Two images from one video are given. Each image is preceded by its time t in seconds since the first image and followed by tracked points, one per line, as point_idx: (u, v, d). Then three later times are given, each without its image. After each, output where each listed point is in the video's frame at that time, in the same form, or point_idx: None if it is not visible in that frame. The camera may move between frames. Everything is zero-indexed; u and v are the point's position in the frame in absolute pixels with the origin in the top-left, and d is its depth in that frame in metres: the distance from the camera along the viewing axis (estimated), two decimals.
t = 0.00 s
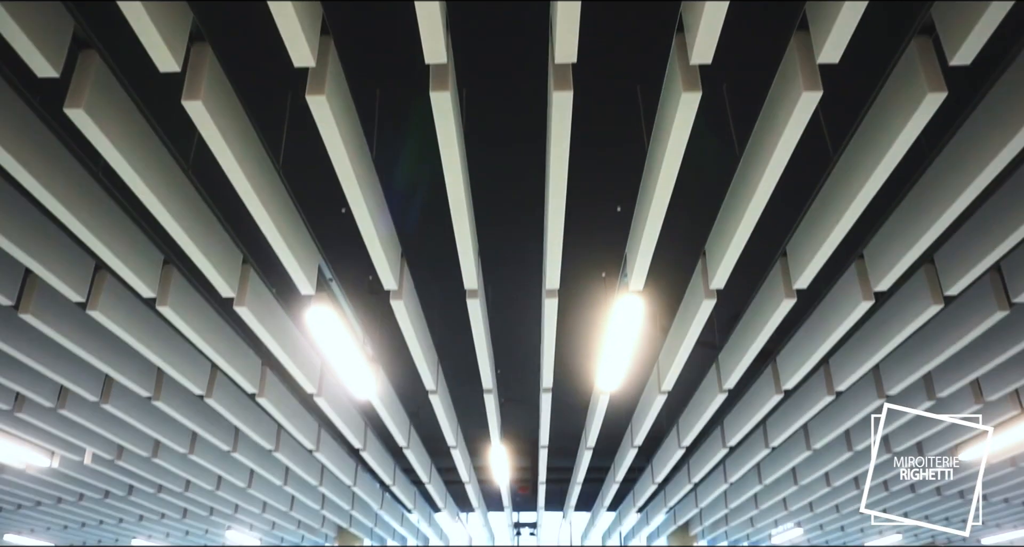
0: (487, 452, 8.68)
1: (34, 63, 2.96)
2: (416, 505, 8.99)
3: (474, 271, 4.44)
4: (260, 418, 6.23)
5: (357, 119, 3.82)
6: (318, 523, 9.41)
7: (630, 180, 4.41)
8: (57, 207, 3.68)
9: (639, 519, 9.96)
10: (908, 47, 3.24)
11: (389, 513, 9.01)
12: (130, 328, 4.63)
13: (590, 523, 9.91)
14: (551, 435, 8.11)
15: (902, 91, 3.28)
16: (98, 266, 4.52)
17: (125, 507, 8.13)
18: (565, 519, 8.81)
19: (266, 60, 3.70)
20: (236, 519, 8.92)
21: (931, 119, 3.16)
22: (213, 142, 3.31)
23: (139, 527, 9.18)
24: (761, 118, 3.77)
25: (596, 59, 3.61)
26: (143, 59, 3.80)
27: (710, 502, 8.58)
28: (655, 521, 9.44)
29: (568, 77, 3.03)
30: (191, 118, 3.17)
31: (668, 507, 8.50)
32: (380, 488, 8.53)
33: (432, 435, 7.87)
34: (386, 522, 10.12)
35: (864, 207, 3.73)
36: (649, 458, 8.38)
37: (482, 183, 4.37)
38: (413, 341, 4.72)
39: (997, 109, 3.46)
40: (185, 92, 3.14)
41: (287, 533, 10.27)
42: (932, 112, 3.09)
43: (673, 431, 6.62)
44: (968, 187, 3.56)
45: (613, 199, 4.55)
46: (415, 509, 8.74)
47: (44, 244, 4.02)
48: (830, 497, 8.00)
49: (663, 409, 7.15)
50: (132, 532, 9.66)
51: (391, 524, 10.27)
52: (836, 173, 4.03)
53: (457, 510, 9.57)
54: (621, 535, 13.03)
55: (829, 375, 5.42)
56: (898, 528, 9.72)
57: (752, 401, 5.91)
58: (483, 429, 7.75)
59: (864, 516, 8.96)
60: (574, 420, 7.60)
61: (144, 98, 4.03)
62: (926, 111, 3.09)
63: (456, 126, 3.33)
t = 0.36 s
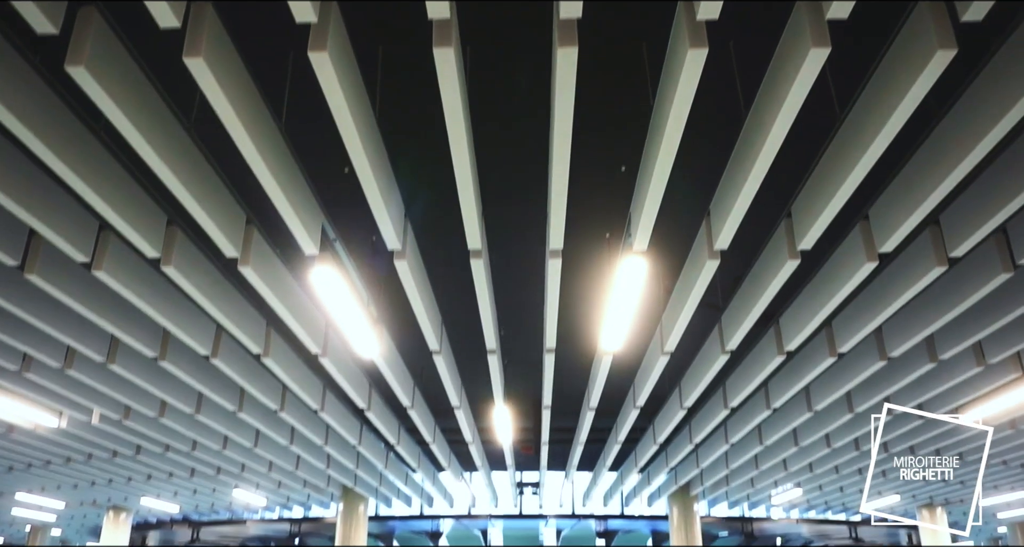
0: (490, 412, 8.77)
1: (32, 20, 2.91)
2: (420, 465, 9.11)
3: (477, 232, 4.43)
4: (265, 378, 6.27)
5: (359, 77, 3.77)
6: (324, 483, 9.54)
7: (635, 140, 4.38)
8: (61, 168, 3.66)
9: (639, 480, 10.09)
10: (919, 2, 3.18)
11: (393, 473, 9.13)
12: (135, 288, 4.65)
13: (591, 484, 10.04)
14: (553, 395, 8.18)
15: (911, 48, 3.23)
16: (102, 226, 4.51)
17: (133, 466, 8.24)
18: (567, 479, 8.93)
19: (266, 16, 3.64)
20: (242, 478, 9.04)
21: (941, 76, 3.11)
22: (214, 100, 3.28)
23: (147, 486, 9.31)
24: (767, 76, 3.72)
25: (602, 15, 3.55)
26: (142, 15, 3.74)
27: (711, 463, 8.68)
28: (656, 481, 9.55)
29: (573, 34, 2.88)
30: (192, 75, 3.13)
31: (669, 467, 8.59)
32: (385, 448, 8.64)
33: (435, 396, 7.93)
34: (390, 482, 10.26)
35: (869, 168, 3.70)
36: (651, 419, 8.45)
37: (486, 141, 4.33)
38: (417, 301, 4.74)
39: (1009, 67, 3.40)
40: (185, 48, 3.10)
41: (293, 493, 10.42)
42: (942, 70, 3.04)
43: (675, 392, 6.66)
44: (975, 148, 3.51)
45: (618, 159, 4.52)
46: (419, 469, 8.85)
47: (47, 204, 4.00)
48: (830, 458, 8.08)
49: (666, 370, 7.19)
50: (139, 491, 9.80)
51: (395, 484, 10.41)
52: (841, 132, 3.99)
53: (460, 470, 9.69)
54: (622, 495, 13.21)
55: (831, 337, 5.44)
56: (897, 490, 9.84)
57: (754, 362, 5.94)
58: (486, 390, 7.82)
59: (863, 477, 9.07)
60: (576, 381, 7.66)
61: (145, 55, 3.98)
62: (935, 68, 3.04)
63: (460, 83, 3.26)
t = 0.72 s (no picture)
0: (494, 375, 8.83)
1: None
2: (425, 427, 9.22)
3: (481, 192, 4.41)
4: (271, 340, 6.31)
5: (361, 35, 3.72)
6: (330, 444, 9.66)
7: (640, 99, 4.32)
8: (64, 128, 3.63)
9: (642, 441, 10.21)
10: None
11: (398, 435, 9.24)
12: (139, 248, 4.65)
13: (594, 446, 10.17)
14: (557, 358, 8.23)
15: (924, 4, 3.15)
16: (106, 186, 4.49)
17: (141, 427, 8.34)
18: (570, 440, 9.04)
19: None
20: (248, 439, 9.16)
21: (953, 33, 3.04)
22: (215, 59, 3.23)
23: (156, 445, 9.45)
24: (776, 34, 3.64)
25: None
26: None
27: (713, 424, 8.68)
28: (658, 443, 9.67)
29: None
30: (191, 33, 3.08)
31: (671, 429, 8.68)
32: (390, 409, 8.72)
33: (439, 357, 7.98)
34: (395, 443, 10.40)
35: (877, 128, 3.65)
36: (654, 382, 8.50)
37: (489, 102, 4.28)
38: (420, 261, 4.75)
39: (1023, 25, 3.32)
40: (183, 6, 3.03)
41: (299, 453, 10.57)
42: (954, 26, 2.97)
43: (678, 355, 6.70)
44: (986, 107, 3.45)
45: (622, 119, 4.48)
46: (424, 430, 8.96)
47: (51, 164, 3.99)
48: (831, 422, 8.15)
49: (669, 331, 7.21)
50: (148, 451, 9.94)
51: (400, 445, 10.55)
52: (850, 91, 3.92)
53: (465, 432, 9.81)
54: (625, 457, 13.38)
55: (836, 300, 5.44)
56: (897, 453, 9.95)
57: (758, 323, 5.96)
58: (490, 352, 7.87)
59: (863, 440, 9.16)
60: (580, 343, 7.70)
61: (144, 12, 3.92)
62: (948, 25, 2.98)
63: (463, 41, 3.20)
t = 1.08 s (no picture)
0: (499, 338, 8.88)
1: None
2: (430, 389, 9.31)
3: (485, 154, 4.38)
4: (276, 302, 6.34)
5: None
6: (335, 406, 9.73)
7: (647, 59, 4.25)
8: (66, 88, 3.59)
9: (645, 404, 10.31)
10: None
11: (403, 397, 9.34)
12: (144, 210, 4.64)
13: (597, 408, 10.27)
14: (561, 320, 8.26)
15: None
16: (109, 147, 4.46)
17: (149, 388, 8.44)
18: (573, 402, 9.13)
19: None
20: (254, 400, 9.26)
21: None
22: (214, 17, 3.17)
23: (163, 407, 9.57)
24: None
25: None
26: None
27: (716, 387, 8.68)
28: (660, 406, 9.76)
29: None
30: None
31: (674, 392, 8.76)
32: (394, 371, 8.80)
33: (443, 319, 8.01)
34: (400, 405, 10.52)
35: (887, 89, 3.58)
36: (657, 344, 8.54)
37: (493, 62, 4.22)
38: (424, 222, 4.74)
39: None
40: None
41: (305, 415, 10.70)
42: None
43: (681, 317, 6.74)
44: (998, 67, 3.38)
45: (629, 80, 4.42)
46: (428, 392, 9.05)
47: (56, 124, 3.96)
48: (833, 386, 8.20)
49: (673, 294, 7.22)
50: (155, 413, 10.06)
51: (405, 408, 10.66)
52: (861, 50, 3.85)
53: (469, 395, 9.90)
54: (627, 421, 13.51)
55: (841, 263, 5.43)
56: (898, 418, 10.03)
57: (762, 287, 5.97)
58: (495, 315, 7.91)
59: (865, 404, 9.22)
60: (584, 307, 7.73)
61: None
62: None
63: None
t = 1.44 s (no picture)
0: (504, 301, 8.90)
1: None
2: (434, 351, 9.41)
3: (490, 115, 4.34)
4: (281, 265, 6.36)
5: None
6: (340, 368, 9.78)
7: (654, 19, 4.17)
8: (68, 48, 3.54)
9: (648, 366, 10.40)
10: None
11: (407, 359, 9.43)
12: (148, 172, 4.63)
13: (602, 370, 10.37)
14: (566, 283, 8.27)
15: None
16: (112, 108, 4.42)
17: (156, 351, 8.51)
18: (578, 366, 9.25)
19: None
20: (260, 362, 9.34)
21: None
22: None
23: (169, 369, 9.66)
24: None
25: None
26: None
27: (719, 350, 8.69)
28: (664, 369, 9.83)
29: None
30: None
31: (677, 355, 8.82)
32: (399, 334, 8.87)
33: (448, 282, 8.01)
34: (405, 368, 10.61)
35: (897, 48, 3.52)
36: (662, 308, 8.56)
37: (495, 21, 4.14)
38: (428, 185, 4.73)
39: None
40: None
41: (311, 377, 10.80)
42: None
43: (686, 281, 6.83)
44: (1010, 27, 3.31)
45: (635, 41, 4.34)
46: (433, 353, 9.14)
47: (58, 84, 3.92)
48: (836, 349, 8.24)
49: (678, 257, 7.21)
50: (162, 374, 10.15)
51: (409, 370, 10.72)
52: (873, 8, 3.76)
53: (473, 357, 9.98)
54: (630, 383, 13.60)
55: (846, 227, 5.42)
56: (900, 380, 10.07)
57: (767, 249, 5.96)
58: (501, 278, 7.93)
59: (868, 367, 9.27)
60: (590, 270, 7.74)
61: None
62: None
63: None
